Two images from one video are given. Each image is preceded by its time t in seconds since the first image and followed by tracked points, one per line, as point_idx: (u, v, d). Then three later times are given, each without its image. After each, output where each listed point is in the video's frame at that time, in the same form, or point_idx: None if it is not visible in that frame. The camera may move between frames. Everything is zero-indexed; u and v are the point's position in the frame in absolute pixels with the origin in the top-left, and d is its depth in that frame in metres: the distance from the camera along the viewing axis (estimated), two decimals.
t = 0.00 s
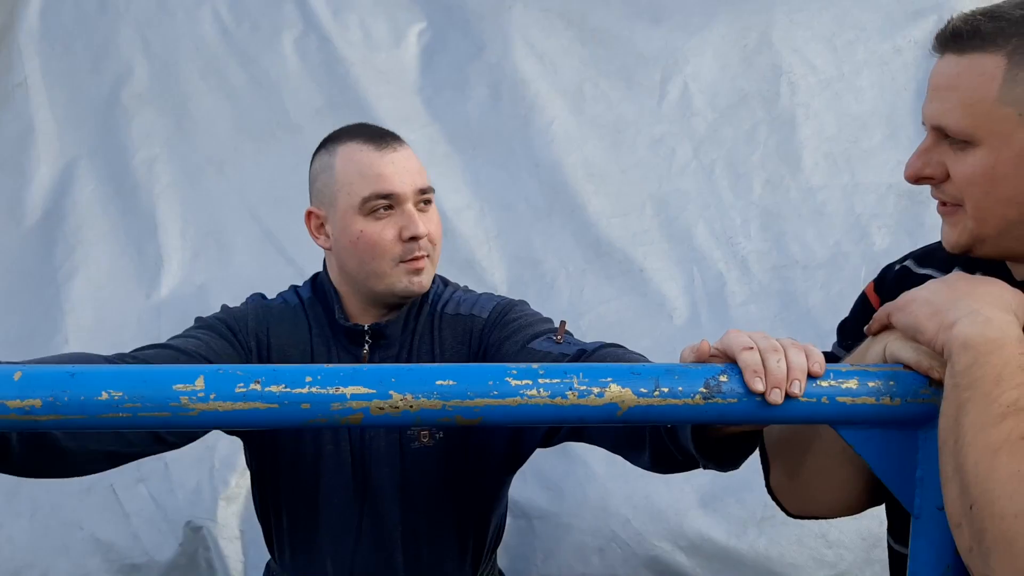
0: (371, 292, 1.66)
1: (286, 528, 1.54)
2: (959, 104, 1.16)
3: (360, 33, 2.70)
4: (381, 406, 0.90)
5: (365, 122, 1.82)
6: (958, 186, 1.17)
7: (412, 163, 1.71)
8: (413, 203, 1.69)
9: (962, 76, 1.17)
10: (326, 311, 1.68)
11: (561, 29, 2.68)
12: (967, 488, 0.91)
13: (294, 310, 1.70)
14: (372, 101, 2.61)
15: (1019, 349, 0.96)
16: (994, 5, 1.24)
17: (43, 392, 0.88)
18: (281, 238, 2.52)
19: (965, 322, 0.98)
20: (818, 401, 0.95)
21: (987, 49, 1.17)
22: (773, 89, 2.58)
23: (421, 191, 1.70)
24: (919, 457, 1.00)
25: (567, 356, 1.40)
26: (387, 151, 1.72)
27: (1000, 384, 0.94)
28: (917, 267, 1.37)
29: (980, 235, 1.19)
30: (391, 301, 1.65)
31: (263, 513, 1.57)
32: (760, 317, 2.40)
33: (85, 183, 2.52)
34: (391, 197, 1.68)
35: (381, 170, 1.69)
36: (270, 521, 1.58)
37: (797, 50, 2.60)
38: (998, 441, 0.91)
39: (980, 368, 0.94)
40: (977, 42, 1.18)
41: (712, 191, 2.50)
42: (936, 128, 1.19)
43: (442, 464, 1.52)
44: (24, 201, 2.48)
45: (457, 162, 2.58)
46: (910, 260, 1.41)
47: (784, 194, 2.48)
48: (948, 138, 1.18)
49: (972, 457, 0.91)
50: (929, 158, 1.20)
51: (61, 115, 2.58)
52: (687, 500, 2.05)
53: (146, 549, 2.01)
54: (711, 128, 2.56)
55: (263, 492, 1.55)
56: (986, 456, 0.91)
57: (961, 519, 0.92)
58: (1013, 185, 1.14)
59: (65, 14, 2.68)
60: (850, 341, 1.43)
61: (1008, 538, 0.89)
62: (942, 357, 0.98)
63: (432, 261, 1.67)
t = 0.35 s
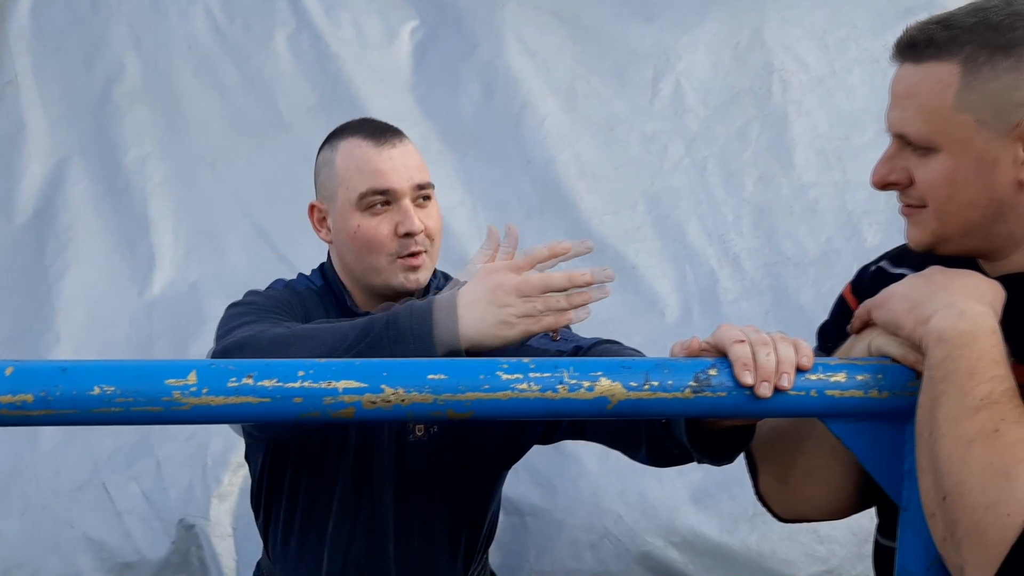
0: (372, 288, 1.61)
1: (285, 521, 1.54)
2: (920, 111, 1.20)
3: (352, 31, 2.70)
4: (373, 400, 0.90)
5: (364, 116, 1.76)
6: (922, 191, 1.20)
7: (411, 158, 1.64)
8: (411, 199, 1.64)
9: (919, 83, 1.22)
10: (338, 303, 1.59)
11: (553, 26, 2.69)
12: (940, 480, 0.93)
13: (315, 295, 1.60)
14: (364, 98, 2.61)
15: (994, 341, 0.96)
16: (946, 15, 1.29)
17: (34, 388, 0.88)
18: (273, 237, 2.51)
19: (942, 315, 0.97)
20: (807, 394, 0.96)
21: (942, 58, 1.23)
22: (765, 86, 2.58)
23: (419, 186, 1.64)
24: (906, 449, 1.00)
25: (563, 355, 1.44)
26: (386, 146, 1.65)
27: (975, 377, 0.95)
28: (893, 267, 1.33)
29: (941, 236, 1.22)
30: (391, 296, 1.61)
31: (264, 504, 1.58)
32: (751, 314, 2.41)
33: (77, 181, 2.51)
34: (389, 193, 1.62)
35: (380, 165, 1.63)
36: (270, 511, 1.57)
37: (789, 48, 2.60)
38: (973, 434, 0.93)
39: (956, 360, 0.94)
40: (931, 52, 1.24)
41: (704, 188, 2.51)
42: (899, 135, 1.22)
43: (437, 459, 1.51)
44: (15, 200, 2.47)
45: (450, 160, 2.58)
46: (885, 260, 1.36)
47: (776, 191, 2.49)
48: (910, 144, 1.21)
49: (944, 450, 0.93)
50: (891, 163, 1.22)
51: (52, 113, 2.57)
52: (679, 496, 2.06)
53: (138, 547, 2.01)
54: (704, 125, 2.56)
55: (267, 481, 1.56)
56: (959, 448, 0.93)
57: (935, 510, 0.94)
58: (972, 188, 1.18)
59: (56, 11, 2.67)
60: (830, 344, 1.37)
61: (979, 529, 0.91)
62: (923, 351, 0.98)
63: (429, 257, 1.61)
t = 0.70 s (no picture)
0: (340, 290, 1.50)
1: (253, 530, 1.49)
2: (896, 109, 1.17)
3: (335, 32, 2.70)
4: (329, 403, 0.89)
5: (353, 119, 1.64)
6: (897, 192, 1.17)
7: (388, 160, 1.53)
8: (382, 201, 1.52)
9: (892, 83, 1.19)
10: (309, 306, 1.52)
11: (536, 28, 2.69)
12: (905, 483, 0.89)
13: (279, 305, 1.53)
14: (346, 99, 2.62)
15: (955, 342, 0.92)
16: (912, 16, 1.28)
17: None
18: (254, 238, 2.51)
19: (903, 319, 0.94)
20: (765, 397, 0.96)
21: (914, 56, 1.20)
22: (747, 88, 2.59)
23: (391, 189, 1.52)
24: (866, 452, 1.00)
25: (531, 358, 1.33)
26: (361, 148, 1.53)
27: (937, 376, 0.90)
28: (855, 269, 1.32)
29: (919, 237, 1.18)
30: (357, 300, 1.49)
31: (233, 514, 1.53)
32: (730, 315, 2.40)
33: (57, 181, 2.49)
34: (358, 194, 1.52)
35: (352, 166, 1.52)
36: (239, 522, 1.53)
37: (771, 49, 2.61)
38: (938, 435, 0.90)
39: (918, 363, 0.90)
40: (903, 52, 1.22)
41: (685, 189, 2.51)
42: (872, 137, 1.19)
43: (411, 461, 1.48)
44: None
45: (431, 161, 2.58)
46: (847, 263, 1.35)
47: (757, 193, 2.50)
48: (885, 143, 1.18)
49: (909, 453, 0.89)
50: (866, 165, 1.20)
51: (33, 112, 2.56)
52: (656, 498, 2.07)
53: (114, 548, 2.00)
54: (685, 127, 2.57)
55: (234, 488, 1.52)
56: (924, 450, 0.89)
57: (900, 513, 0.90)
58: (951, 187, 1.15)
59: (37, 10, 2.66)
60: (793, 346, 1.38)
61: (945, 530, 0.88)
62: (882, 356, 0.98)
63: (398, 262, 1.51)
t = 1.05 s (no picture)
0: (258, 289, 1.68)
1: (182, 524, 1.56)
2: (835, 88, 1.02)
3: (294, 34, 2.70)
4: (218, 396, 0.91)
5: (274, 124, 1.80)
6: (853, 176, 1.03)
7: (299, 165, 1.70)
8: (293, 205, 1.69)
9: (824, 61, 1.04)
10: (223, 309, 1.69)
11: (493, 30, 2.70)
12: (772, 469, 0.92)
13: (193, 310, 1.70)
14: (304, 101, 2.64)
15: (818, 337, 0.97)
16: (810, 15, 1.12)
17: None
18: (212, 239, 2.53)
19: (770, 313, 0.98)
20: (645, 390, 0.96)
21: (835, 33, 1.05)
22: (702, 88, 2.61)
23: (303, 194, 1.68)
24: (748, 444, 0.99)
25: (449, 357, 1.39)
26: (275, 151, 1.70)
27: (801, 369, 0.93)
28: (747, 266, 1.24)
29: (878, 221, 1.05)
30: (272, 298, 1.67)
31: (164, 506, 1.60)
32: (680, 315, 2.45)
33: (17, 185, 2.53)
34: (269, 196, 1.68)
35: (265, 169, 1.69)
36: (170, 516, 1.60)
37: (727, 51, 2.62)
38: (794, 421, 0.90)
39: (780, 352, 0.95)
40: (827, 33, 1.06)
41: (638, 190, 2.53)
42: (817, 120, 1.03)
43: (333, 457, 1.54)
44: None
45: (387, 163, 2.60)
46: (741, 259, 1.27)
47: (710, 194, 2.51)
48: (832, 125, 1.03)
49: (775, 438, 0.91)
50: (818, 150, 1.03)
51: None
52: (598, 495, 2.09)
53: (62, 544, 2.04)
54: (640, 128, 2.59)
55: (167, 484, 1.59)
56: (787, 434, 0.91)
57: (771, 500, 0.92)
58: (897, 164, 1.04)
59: None
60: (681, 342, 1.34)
61: (805, 514, 0.88)
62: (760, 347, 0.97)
63: (311, 262, 1.69)
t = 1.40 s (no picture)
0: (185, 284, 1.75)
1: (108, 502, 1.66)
2: (682, 94, 1.09)
3: (251, 40, 2.75)
4: (81, 380, 0.96)
5: (205, 126, 1.86)
6: (698, 175, 1.09)
7: (230, 165, 1.76)
8: (223, 203, 1.75)
9: (670, 66, 1.11)
10: (153, 301, 1.79)
11: (442, 38, 2.80)
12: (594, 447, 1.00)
13: (114, 302, 1.79)
14: (260, 106, 2.67)
15: (650, 326, 1.04)
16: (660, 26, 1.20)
17: None
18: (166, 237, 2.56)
19: (609, 304, 1.06)
20: (493, 376, 1.03)
21: (683, 42, 1.13)
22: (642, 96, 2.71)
23: (233, 193, 1.75)
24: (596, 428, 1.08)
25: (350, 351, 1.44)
26: (205, 152, 1.76)
27: (628, 356, 1.00)
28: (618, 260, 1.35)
29: (727, 223, 1.09)
30: (200, 292, 1.74)
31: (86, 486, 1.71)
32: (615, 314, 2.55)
33: None
34: (199, 195, 1.74)
35: (195, 168, 1.75)
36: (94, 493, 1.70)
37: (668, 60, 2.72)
38: (619, 406, 0.97)
39: (614, 342, 1.01)
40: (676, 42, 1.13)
41: (580, 193, 2.63)
42: (665, 123, 1.09)
43: (248, 445, 1.63)
44: None
45: (337, 166, 2.67)
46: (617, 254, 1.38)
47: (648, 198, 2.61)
48: (679, 128, 1.09)
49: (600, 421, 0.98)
50: (667, 152, 1.09)
51: None
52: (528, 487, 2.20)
53: (8, 530, 2.11)
54: (583, 133, 2.69)
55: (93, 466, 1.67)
56: (608, 419, 0.97)
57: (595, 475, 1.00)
58: (742, 162, 1.10)
59: None
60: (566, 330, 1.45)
61: (617, 491, 0.97)
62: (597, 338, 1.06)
63: (239, 259, 1.74)
